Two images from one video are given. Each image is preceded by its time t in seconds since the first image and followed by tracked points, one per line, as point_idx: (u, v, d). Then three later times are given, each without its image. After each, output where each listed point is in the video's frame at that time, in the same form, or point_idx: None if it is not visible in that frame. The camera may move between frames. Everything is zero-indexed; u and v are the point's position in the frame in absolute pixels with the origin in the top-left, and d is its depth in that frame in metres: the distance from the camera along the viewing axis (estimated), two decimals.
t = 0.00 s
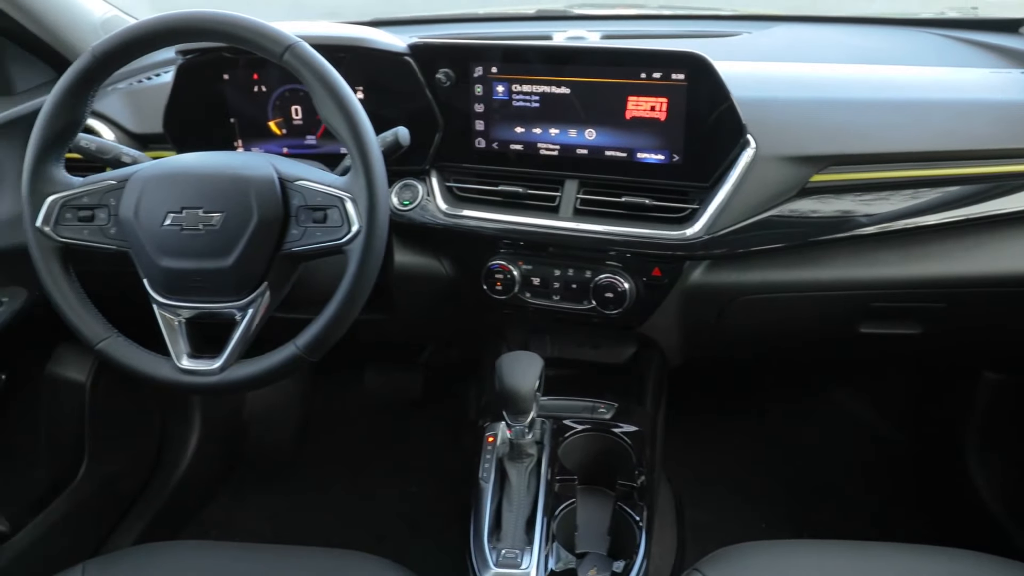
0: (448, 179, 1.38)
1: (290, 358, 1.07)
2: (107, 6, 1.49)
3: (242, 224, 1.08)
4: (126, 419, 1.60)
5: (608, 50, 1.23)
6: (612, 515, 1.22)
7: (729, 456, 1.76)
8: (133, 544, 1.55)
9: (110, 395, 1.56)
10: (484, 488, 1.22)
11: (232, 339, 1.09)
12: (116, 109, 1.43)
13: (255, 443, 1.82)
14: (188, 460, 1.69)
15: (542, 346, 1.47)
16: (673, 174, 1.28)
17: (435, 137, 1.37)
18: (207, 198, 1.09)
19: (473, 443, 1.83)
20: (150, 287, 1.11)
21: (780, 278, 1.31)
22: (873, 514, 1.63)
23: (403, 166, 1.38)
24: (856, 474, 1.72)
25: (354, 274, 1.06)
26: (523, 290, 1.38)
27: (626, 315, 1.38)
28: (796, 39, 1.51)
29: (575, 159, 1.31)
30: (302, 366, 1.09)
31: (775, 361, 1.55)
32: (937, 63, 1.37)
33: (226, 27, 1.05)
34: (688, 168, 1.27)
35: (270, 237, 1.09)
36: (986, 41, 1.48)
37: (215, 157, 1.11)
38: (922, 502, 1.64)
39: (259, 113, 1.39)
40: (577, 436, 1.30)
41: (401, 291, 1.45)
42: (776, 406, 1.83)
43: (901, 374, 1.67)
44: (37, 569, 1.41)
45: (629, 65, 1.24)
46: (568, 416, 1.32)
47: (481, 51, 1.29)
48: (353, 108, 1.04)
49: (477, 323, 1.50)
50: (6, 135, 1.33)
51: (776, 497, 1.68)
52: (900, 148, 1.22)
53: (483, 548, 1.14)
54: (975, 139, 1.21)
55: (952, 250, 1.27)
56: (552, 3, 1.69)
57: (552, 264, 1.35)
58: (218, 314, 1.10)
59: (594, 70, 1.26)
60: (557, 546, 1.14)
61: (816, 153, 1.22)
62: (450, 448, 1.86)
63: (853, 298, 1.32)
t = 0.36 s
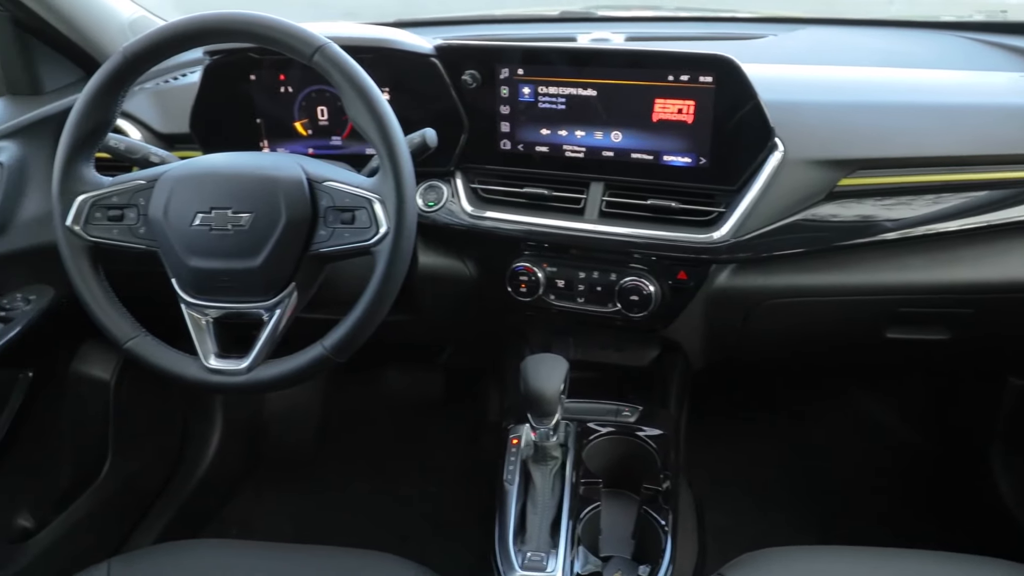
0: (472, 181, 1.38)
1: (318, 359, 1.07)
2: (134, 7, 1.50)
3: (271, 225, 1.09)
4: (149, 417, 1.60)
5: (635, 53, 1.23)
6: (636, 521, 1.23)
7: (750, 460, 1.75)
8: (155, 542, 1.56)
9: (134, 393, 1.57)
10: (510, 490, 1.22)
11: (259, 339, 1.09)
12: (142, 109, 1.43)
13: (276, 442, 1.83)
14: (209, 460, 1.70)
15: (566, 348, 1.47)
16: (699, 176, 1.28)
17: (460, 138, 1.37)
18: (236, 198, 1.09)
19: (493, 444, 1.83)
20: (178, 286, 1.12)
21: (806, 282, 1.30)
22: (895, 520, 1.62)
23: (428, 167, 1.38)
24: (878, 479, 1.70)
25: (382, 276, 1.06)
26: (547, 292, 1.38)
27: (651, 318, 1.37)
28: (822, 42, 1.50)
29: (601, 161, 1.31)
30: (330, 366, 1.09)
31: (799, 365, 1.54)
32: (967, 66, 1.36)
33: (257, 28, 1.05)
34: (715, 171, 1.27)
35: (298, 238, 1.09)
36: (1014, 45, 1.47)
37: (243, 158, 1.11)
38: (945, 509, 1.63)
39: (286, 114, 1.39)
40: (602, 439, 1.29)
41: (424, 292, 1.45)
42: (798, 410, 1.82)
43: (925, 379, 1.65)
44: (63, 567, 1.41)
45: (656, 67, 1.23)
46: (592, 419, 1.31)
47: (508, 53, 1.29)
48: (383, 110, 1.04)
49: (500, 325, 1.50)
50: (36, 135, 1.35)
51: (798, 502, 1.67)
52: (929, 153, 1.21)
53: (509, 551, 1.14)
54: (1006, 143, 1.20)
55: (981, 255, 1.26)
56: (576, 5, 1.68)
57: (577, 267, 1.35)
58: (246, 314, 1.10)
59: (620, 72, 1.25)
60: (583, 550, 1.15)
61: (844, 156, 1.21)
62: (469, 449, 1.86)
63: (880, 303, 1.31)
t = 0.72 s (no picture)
0: (503, 183, 1.38)
1: (351, 359, 1.07)
2: (167, 8, 1.51)
3: (306, 226, 1.09)
4: (176, 415, 1.61)
5: (670, 55, 1.22)
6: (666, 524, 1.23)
7: (776, 465, 1.74)
8: (181, 540, 1.57)
9: (163, 390, 1.58)
10: (540, 493, 1.22)
11: (292, 340, 1.10)
12: (175, 109, 1.44)
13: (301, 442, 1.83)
14: (234, 459, 1.71)
15: (594, 351, 1.47)
16: (733, 180, 1.27)
17: (491, 140, 1.37)
18: (271, 198, 1.09)
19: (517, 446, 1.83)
20: (213, 286, 1.12)
21: (841, 287, 1.29)
22: (923, 527, 1.61)
23: (459, 169, 1.38)
24: (906, 487, 1.69)
25: (416, 277, 1.06)
26: (577, 295, 1.38)
27: (682, 322, 1.37)
28: (854, 46, 1.49)
29: (633, 164, 1.31)
30: (363, 368, 1.09)
31: (828, 371, 1.53)
32: (1004, 70, 1.35)
33: (294, 29, 1.05)
34: (750, 175, 1.26)
35: (333, 238, 1.09)
36: None
37: (279, 158, 1.12)
38: (973, 518, 1.62)
39: (317, 115, 1.39)
40: (632, 443, 1.29)
41: (453, 293, 1.45)
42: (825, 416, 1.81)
43: (956, 387, 1.64)
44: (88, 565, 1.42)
45: (691, 70, 1.23)
46: (622, 423, 1.32)
47: (541, 55, 1.29)
48: (419, 111, 1.04)
49: (528, 327, 1.50)
50: (70, 135, 1.36)
51: (824, 508, 1.66)
52: (967, 158, 1.19)
53: (539, 555, 1.14)
54: None
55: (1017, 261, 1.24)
56: (604, 7, 1.68)
57: (608, 270, 1.34)
58: (280, 314, 1.11)
59: (654, 75, 1.25)
60: (615, 555, 1.14)
61: (880, 161, 1.20)
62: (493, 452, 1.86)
63: (913, 310, 1.30)
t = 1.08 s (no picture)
0: (531, 184, 1.38)
1: (381, 360, 1.07)
2: (198, 8, 1.52)
3: (337, 226, 1.09)
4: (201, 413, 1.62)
5: (701, 58, 1.22)
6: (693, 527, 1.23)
7: (800, 469, 1.73)
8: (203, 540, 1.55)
9: (188, 388, 1.58)
10: (567, 495, 1.22)
11: (322, 340, 1.10)
12: (206, 109, 1.46)
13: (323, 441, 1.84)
14: (258, 457, 1.71)
15: (620, 354, 1.47)
16: (763, 184, 1.27)
17: (520, 142, 1.36)
18: (303, 198, 1.10)
19: (539, 448, 1.82)
20: (244, 286, 1.12)
21: (870, 293, 1.29)
22: (950, 534, 1.59)
23: (486, 170, 1.38)
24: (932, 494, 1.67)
25: (446, 278, 1.05)
26: (604, 298, 1.37)
27: (710, 326, 1.36)
28: (884, 48, 1.48)
29: (662, 167, 1.30)
30: (392, 368, 1.09)
31: (856, 376, 1.52)
32: None
33: (328, 29, 1.05)
34: (780, 179, 1.26)
35: (364, 239, 1.10)
36: None
37: (311, 159, 1.12)
38: (1001, 525, 1.60)
39: (346, 115, 1.40)
40: (659, 447, 1.29)
41: (479, 294, 1.45)
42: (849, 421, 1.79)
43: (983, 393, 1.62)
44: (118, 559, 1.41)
45: (722, 73, 1.22)
46: (649, 427, 1.32)
47: (571, 57, 1.28)
48: (451, 112, 1.03)
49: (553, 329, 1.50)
50: (100, 134, 1.37)
51: (849, 514, 1.64)
52: (1003, 162, 1.17)
53: (567, 558, 1.14)
54: None
55: None
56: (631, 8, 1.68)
57: (635, 273, 1.34)
58: (310, 315, 1.11)
59: (685, 78, 1.24)
60: (643, 560, 1.13)
61: (913, 166, 1.19)
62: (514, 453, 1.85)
63: (943, 317, 1.30)
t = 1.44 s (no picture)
0: (561, 186, 1.38)
1: (413, 361, 1.07)
2: (230, 8, 1.54)
3: (371, 227, 1.09)
4: (227, 410, 1.62)
5: (736, 61, 1.21)
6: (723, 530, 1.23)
7: (826, 475, 1.72)
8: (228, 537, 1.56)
9: (215, 385, 1.59)
10: (596, 498, 1.22)
11: (353, 340, 1.10)
12: (237, 110, 1.47)
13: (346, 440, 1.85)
14: (282, 455, 1.72)
15: (647, 357, 1.46)
16: (796, 189, 1.26)
17: (550, 143, 1.36)
18: (336, 198, 1.10)
19: (562, 450, 1.82)
20: (277, 285, 1.13)
21: (901, 299, 1.28)
22: (976, 543, 1.58)
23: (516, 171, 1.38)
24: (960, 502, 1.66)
25: (480, 280, 1.05)
26: (634, 301, 1.37)
27: (740, 330, 1.36)
28: (918, 52, 1.47)
29: (694, 170, 1.29)
30: (424, 369, 1.09)
31: (885, 382, 1.51)
32: None
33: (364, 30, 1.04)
34: (814, 183, 1.25)
35: (398, 239, 1.10)
36: None
37: (345, 159, 1.12)
38: None
39: (377, 115, 1.40)
40: (689, 451, 1.30)
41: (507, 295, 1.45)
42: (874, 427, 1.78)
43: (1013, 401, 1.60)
44: (142, 556, 1.42)
45: (757, 77, 1.22)
46: (680, 431, 1.33)
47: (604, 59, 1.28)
48: (486, 114, 1.02)
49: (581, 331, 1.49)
50: (132, 133, 1.37)
51: (875, 521, 1.63)
52: None
53: (597, 562, 1.14)
54: None
55: None
56: (661, 10, 1.67)
57: (666, 276, 1.34)
58: (342, 315, 1.11)
59: (719, 80, 1.24)
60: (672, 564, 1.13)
61: (949, 171, 1.18)
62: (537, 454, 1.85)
63: (976, 324, 1.28)
